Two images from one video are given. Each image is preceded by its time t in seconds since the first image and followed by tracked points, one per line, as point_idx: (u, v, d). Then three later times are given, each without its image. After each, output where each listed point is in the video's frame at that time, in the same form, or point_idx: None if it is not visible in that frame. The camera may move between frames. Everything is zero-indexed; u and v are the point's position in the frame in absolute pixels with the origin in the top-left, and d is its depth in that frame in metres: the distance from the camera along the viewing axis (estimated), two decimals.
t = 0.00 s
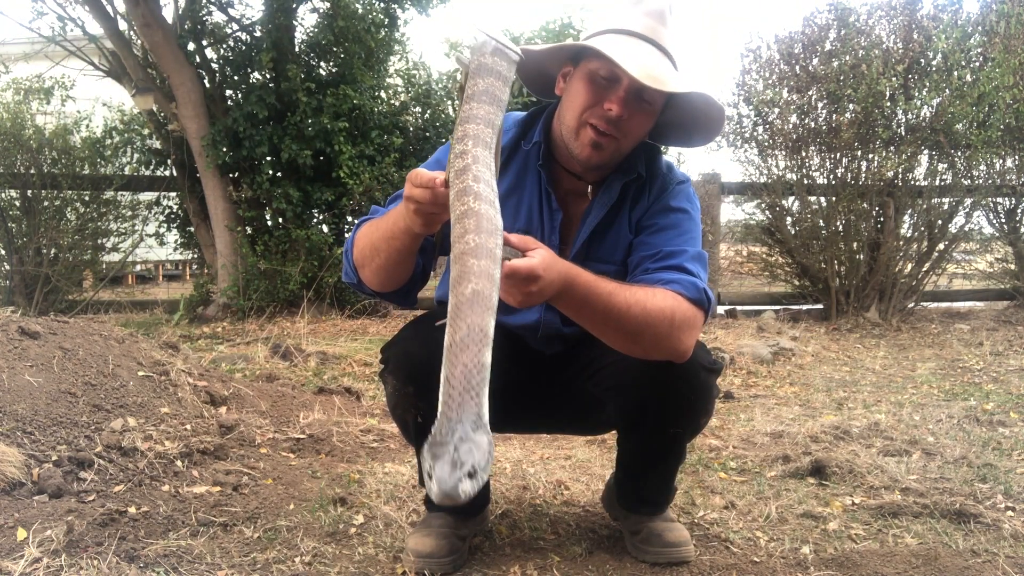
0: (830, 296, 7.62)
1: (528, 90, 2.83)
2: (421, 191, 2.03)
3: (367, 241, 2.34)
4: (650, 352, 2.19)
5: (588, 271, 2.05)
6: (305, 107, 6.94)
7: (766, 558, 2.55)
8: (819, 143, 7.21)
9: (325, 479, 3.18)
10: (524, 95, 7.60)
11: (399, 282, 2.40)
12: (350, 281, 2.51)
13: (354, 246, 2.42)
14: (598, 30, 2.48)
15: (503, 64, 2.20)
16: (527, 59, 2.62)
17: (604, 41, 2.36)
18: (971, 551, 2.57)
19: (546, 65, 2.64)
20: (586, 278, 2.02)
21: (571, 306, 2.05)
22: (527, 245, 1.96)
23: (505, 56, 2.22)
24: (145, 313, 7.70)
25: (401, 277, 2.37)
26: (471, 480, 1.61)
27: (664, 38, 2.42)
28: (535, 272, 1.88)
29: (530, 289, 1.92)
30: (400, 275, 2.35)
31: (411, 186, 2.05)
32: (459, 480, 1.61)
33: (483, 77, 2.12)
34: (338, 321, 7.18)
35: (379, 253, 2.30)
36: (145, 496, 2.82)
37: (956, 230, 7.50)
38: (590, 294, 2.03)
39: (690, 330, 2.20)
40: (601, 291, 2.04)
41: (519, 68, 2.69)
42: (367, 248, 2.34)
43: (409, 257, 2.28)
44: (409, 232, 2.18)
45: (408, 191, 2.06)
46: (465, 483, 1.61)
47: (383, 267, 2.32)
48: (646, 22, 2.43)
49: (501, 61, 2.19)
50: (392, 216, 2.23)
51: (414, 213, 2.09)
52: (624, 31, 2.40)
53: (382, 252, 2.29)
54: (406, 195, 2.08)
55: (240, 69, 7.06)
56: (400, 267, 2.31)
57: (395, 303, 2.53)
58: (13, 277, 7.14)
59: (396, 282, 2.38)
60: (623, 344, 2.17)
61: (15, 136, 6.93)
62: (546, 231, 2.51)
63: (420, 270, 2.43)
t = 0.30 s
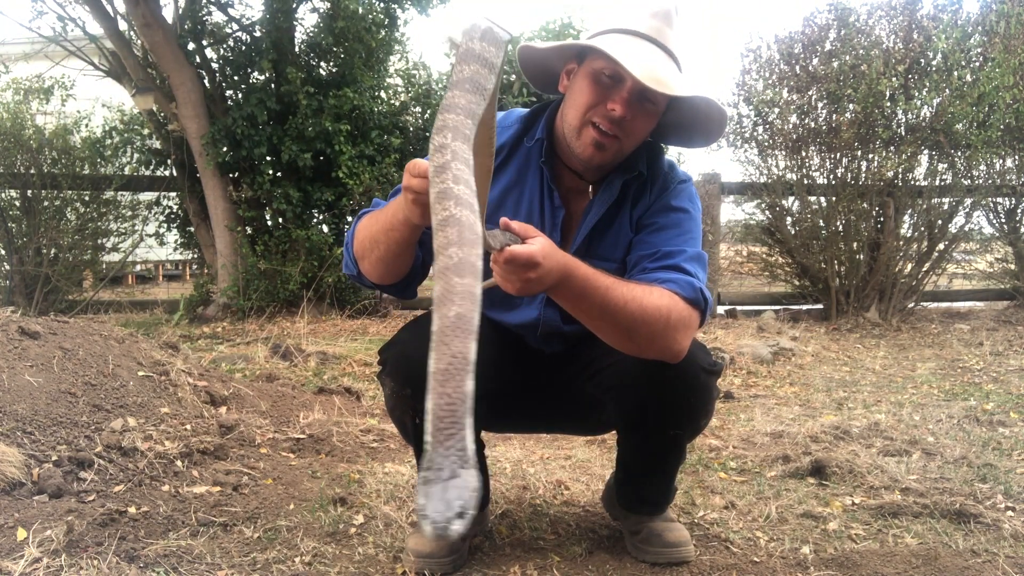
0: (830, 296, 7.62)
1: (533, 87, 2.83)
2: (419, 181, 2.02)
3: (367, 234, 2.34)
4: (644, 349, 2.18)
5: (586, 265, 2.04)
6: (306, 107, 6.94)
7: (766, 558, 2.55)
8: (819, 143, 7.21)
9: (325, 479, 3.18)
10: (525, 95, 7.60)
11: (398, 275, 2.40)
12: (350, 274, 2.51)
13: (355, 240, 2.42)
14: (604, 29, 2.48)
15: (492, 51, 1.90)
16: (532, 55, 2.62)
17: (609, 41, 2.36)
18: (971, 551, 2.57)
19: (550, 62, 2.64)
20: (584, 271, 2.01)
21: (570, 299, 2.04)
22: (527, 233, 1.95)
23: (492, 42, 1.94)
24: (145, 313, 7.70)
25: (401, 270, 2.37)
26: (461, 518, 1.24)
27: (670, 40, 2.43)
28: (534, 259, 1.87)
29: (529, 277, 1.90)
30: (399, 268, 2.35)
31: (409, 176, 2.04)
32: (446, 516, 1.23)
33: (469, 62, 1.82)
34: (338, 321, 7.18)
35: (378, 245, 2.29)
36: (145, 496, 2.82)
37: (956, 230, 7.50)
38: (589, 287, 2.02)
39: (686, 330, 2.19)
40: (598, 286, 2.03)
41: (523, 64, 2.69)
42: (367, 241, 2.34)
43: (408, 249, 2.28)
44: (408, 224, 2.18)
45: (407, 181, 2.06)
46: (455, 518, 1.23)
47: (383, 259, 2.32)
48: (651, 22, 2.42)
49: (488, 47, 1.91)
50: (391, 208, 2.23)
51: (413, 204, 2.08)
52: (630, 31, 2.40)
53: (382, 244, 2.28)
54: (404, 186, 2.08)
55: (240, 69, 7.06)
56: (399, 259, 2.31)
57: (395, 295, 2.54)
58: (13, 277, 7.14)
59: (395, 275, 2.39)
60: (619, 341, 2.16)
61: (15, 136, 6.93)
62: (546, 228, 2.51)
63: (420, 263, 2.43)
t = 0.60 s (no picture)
0: (830, 296, 7.62)
1: (537, 85, 2.83)
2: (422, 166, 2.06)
3: (368, 222, 2.34)
4: (640, 348, 2.18)
5: (588, 257, 2.05)
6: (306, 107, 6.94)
7: (766, 558, 2.55)
8: (819, 143, 7.20)
9: (325, 479, 3.18)
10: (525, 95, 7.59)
11: (397, 265, 2.40)
12: (349, 263, 2.51)
13: (355, 230, 2.42)
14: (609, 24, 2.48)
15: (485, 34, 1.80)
16: (537, 51, 2.62)
17: (618, 35, 2.36)
18: (971, 551, 2.57)
19: (555, 58, 2.64)
20: (586, 263, 2.01)
21: (571, 290, 2.04)
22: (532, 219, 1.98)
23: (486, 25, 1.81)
24: (145, 313, 7.70)
25: (400, 260, 2.37)
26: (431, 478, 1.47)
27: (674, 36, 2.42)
28: (538, 245, 1.89)
29: (532, 262, 1.92)
30: (399, 257, 2.35)
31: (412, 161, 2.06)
32: (419, 474, 1.46)
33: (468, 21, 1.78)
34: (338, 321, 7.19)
35: (379, 233, 2.30)
36: (145, 496, 2.82)
37: (956, 230, 7.50)
38: (590, 280, 2.02)
39: (683, 331, 2.19)
40: (599, 279, 2.03)
41: (528, 60, 2.68)
42: (368, 229, 2.34)
43: (409, 238, 2.28)
44: (409, 211, 2.18)
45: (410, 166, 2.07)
46: (427, 480, 1.46)
47: (383, 248, 2.32)
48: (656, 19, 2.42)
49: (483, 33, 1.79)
50: (393, 195, 2.23)
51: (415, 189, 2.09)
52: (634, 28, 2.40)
53: (382, 232, 2.29)
54: (407, 171, 2.09)
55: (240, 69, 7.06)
56: (399, 248, 2.31)
57: (394, 285, 2.55)
58: (13, 277, 7.14)
59: (395, 265, 2.39)
60: (616, 337, 2.16)
61: (15, 136, 6.93)
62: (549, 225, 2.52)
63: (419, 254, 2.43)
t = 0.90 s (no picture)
0: (830, 296, 7.62)
1: (536, 85, 2.83)
2: (422, 160, 2.06)
3: (369, 218, 2.34)
4: (642, 345, 2.18)
5: (591, 251, 2.03)
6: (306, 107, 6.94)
7: (766, 558, 2.55)
8: (819, 143, 7.20)
9: (325, 479, 3.18)
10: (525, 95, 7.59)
11: (397, 262, 2.40)
12: (349, 259, 2.50)
13: (355, 226, 2.42)
14: (608, 24, 2.47)
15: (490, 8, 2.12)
16: (536, 51, 2.62)
17: (617, 32, 2.36)
18: (971, 551, 2.57)
19: (555, 58, 2.64)
20: (590, 258, 2.00)
21: (573, 286, 2.02)
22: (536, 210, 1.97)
23: (488, 14, 2.11)
24: (145, 314, 7.69)
25: (400, 256, 2.37)
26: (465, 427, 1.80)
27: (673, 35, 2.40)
28: (544, 234, 1.87)
29: (536, 254, 1.90)
30: (399, 253, 2.35)
31: (413, 156, 2.07)
32: (454, 425, 1.79)
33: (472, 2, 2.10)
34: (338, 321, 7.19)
35: (379, 229, 2.29)
36: (145, 496, 2.82)
37: (956, 230, 7.50)
38: (594, 275, 2.00)
39: (685, 330, 2.19)
40: (603, 274, 2.02)
41: (527, 61, 2.69)
42: (368, 226, 2.34)
43: (409, 233, 2.29)
44: (409, 206, 2.18)
45: (410, 161, 2.08)
46: (461, 430, 1.78)
47: (383, 244, 2.32)
48: (654, 19, 2.41)
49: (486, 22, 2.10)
50: (393, 191, 2.24)
51: (416, 183, 2.10)
52: (632, 27, 2.39)
53: (382, 228, 2.29)
54: (407, 166, 2.10)
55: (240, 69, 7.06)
56: (400, 244, 2.31)
57: (393, 283, 2.54)
58: (13, 277, 7.14)
59: (394, 261, 2.39)
60: (618, 334, 2.15)
61: (15, 136, 6.93)
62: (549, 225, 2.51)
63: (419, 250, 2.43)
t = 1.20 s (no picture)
0: (830, 296, 7.62)
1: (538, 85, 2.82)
2: (419, 154, 2.04)
3: (366, 208, 2.35)
4: (632, 344, 2.17)
5: (583, 248, 2.04)
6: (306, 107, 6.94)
7: (766, 558, 2.55)
8: (819, 143, 7.20)
9: (325, 479, 3.18)
10: (525, 95, 7.59)
11: (391, 254, 2.40)
12: (345, 246, 2.51)
13: (353, 214, 2.43)
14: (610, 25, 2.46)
15: None
16: (538, 52, 2.62)
17: (619, 33, 2.35)
18: (971, 551, 2.57)
19: (557, 58, 2.64)
20: (582, 254, 2.00)
21: (565, 283, 2.02)
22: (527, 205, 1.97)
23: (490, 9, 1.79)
24: (145, 314, 7.69)
25: (394, 248, 2.37)
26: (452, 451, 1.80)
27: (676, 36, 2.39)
28: (535, 227, 1.88)
29: (527, 247, 1.91)
30: (394, 245, 2.35)
31: (410, 150, 2.06)
32: (443, 452, 1.79)
33: None
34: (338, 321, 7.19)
35: (375, 219, 2.30)
36: (145, 496, 2.82)
37: (956, 230, 7.50)
38: (585, 271, 2.00)
39: (676, 331, 2.18)
40: (594, 271, 2.02)
41: (530, 62, 2.69)
42: (365, 215, 2.34)
43: (404, 226, 2.29)
44: (406, 200, 2.18)
45: (407, 155, 2.07)
46: (446, 455, 1.78)
47: (378, 235, 2.32)
48: (657, 19, 2.40)
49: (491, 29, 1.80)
50: (391, 183, 2.23)
51: (412, 177, 2.10)
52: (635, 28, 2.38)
53: (378, 219, 2.29)
54: (404, 160, 2.09)
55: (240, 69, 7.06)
56: (394, 235, 2.31)
57: (388, 274, 2.55)
58: (13, 277, 7.14)
59: (388, 253, 2.39)
60: (609, 333, 2.15)
61: (15, 136, 6.93)
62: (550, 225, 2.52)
63: (414, 242, 2.43)
